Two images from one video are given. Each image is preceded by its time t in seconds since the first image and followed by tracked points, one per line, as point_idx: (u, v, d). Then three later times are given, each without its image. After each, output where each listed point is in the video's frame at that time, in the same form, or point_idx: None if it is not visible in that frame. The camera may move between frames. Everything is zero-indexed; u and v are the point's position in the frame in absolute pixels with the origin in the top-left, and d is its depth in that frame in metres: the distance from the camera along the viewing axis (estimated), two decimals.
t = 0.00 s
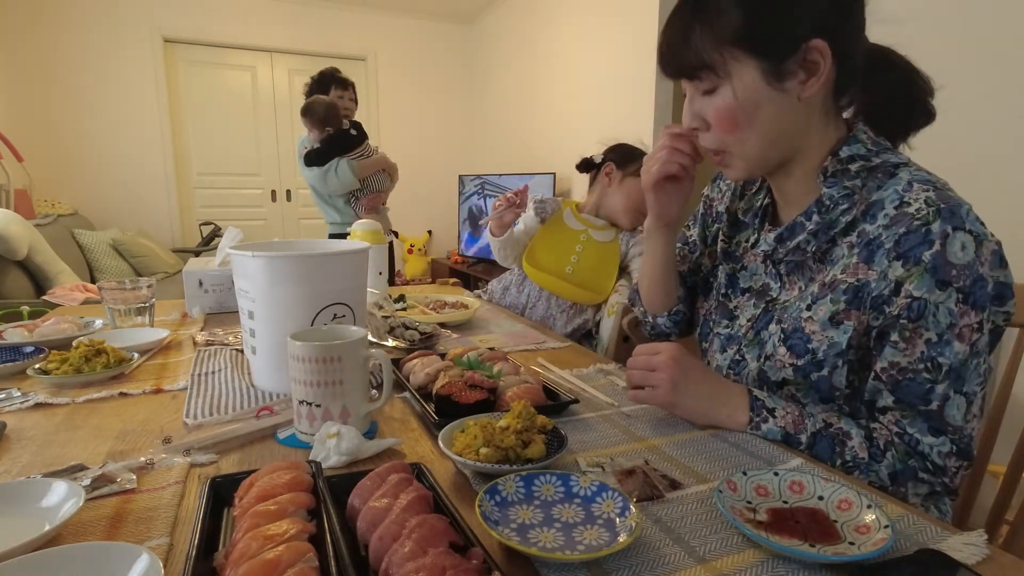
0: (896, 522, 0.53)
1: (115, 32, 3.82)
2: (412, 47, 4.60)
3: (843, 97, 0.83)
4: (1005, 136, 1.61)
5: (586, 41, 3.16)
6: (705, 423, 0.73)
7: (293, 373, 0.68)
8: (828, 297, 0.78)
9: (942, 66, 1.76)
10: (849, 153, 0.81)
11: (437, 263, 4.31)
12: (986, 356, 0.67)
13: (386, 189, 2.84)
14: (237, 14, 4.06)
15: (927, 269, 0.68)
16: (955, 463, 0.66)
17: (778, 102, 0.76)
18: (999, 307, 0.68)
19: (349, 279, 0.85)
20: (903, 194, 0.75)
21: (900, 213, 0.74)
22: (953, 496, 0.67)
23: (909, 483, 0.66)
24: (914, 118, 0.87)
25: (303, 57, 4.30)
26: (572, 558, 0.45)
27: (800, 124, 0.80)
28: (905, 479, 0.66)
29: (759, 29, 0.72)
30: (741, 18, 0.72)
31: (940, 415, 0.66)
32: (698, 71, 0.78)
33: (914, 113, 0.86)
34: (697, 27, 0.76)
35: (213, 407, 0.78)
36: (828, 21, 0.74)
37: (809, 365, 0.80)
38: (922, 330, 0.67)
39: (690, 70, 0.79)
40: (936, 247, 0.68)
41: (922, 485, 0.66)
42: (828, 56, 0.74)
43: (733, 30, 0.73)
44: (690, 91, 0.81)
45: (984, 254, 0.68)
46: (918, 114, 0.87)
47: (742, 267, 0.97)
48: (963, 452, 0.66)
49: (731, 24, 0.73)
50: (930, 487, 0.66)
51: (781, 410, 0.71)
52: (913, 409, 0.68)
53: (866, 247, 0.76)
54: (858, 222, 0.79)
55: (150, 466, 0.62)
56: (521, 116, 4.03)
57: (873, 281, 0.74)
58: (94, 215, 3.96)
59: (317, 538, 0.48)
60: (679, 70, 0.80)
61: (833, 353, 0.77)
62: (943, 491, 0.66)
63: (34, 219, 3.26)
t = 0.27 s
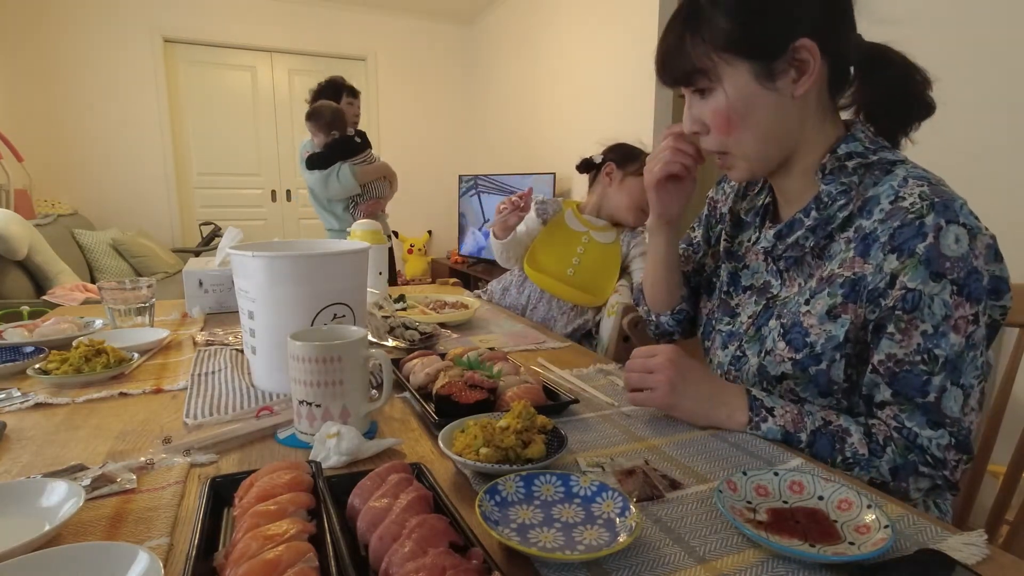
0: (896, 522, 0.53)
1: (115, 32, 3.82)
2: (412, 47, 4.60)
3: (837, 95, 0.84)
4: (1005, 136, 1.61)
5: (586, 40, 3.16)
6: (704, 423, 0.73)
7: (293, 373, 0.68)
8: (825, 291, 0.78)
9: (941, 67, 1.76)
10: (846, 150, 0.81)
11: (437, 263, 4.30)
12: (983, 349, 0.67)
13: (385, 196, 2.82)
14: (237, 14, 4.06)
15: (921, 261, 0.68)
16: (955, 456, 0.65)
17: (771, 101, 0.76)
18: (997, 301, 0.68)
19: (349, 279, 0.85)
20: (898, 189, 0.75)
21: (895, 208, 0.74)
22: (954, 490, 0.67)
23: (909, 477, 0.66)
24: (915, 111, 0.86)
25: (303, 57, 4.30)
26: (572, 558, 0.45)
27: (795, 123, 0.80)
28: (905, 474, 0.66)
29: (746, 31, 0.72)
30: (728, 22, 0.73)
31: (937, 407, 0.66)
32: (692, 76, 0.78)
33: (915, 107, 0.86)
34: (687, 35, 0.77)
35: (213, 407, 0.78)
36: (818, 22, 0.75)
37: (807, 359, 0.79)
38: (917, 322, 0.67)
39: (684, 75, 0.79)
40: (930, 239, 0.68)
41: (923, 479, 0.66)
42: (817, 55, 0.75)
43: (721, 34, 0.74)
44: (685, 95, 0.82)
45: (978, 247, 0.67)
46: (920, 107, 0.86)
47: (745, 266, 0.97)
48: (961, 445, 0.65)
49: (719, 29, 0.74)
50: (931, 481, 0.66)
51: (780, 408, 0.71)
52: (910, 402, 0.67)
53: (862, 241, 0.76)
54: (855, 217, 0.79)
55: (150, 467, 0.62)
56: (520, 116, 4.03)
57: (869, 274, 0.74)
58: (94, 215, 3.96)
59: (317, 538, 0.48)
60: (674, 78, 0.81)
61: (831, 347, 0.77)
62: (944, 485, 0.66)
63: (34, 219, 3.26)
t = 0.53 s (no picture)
0: (896, 522, 0.53)
1: (115, 33, 3.82)
2: (412, 47, 4.60)
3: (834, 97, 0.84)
4: (1004, 136, 1.61)
5: (587, 40, 3.16)
6: (705, 423, 0.73)
7: (294, 373, 0.68)
8: (824, 287, 0.79)
9: (941, 66, 1.76)
10: (844, 149, 0.81)
11: (437, 263, 4.30)
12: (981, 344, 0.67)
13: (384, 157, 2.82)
14: (237, 14, 4.06)
15: (916, 256, 0.68)
16: (954, 451, 0.65)
17: (767, 102, 0.76)
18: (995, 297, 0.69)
19: (349, 279, 0.85)
20: (894, 186, 0.76)
21: (892, 204, 0.74)
22: (955, 486, 0.66)
23: (910, 474, 0.66)
24: (913, 109, 0.86)
25: (303, 57, 4.30)
26: (572, 558, 0.45)
27: (791, 122, 0.80)
28: (906, 470, 0.65)
29: (740, 34, 0.73)
30: (721, 27, 0.73)
31: (935, 402, 0.66)
32: (689, 81, 0.79)
33: (912, 105, 0.86)
34: (682, 42, 0.78)
35: (213, 407, 0.78)
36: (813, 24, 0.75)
37: (807, 356, 0.79)
38: (914, 316, 0.67)
39: (680, 81, 0.80)
40: (925, 234, 0.68)
41: (923, 475, 0.65)
42: (808, 55, 0.74)
43: (715, 39, 0.74)
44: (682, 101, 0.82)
45: (973, 243, 0.67)
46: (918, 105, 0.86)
47: (745, 265, 0.97)
48: (961, 440, 0.65)
49: (713, 34, 0.74)
50: (931, 476, 0.65)
51: (780, 407, 0.71)
52: (909, 397, 0.67)
53: (860, 238, 0.76)
54: (853, 215, 0.79)
55: (149, 467, 0.62)
56: (520, 116, 4.03)
57: (867, 270, 0.74)
58: (94, 215, 3.96)
59: (317, 538, 0.48)
60: (672, 85, 0.82)
61: (830, 343, 0.77)
62: (943, 480, 0.65)
63: (34, 219, 3.26)
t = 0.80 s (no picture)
0: (896, 522, 0.53)
1: (115, 33, 3.82)
2: (412, 47, 4.60)
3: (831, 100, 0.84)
4: (1004, 136, 1.61)
5: (587, 40, 3.16)
6: (705, 423, 0.73)
7: (294, 373, 0.68)
8: (821, 286, 0.79)
9: (941, 66, 1.76)
10: (841, 149, 0.81)
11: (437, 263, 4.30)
12: (978, 341, 0.67)
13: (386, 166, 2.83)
14: (237, 14, 4.06)
15: (912, 253, 0.68)
16: (953, 448, 0.65)
17: (767, 101, 0.76)
18: (992, 294, 0.69)
19: (349, 279, 0.85)
20: (891, 185, 0.76)
21: (888, 203, 0.74)
22: (954, 483, 0.66)
23: (909, 471, 0.66)
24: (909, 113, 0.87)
25: (303, 57, 4.29)
26: (572, 558, 0.45)
27: (790, 121, 0.80)
28: (905, 467, 0.65)
29: (742, 33, 0.73)
30: (722, 27, 0.73)
31: (933, 399, 0.66)
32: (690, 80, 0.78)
33: (907, 108, 0.86)
34: (683, 42, 0.78)
35: (214, 407, 0.78)
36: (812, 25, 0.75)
37: (805, 354, 0.79)
38: (911, 314, 0.67)
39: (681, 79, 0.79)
40: (921, 232, 0.68)
41: (923, 472, 0.65)
42: (809, 55, 0.75)
43: (716, 39, 0.74)
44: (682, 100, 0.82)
45: (970, 240, 0.67)
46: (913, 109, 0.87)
47: (744, 266, 0.97)
48: (959, 437, 0.65)
49: (713, 33, 0.74)
50: (930, 474, 0.65)
51: (779, 407, 0.71)
52: (907, 395, 0.67)
53: (857, 236, 0.76)
54: (850, 214, 0.79)
55: (149, 467, 0.62)
56: (520, 116, 4.03)
57: (863, 268, 0.74)
58: (94, 215, 3.96)
59: (317, 538, 0.48)
60: (672, 84, 0.81)
61: (828, 341, 0.77)
62: (943, 477, 0.65)
63: (34, 219, 3.26)
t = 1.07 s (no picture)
0: (897, 522, 0.53)
1: (115, 33, 3.82)
2: (412, 47, 4.60)
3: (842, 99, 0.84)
4: (1004, 136, 1.61)
5: (587, 40, 3.16)
6: (705, 423, 0.73)
7: (294, 372, 0.68)
8: (824, 287, 0.78)
9: (942, 65, 1.76)
10: (846, 150, 0.81)
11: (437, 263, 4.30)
12: (982, 344, 0.67)
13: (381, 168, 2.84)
14: (237, 14, 4.06)
15: (917, 256, 0.68)
16: (953, 451, 0.65)
17: (780, 101, 0.76)
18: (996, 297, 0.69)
19: (349, 279, 0.85)
20: (896, 187, 0.76)
21: (894, 205, 0.74)
22: (954, 486, 0.67)
23: (909, 473, 0.66)
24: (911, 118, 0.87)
25: (303, 56, 4.29)
26: (572, 558, 0.45)
27: (800, 119, 0.80)
28: (906, 469, 0.66)
29: (760, 26, 0.73)
30: (740, 20, 0.73)
31: (935, 401, 0.66)
32: (702, 73, 0.78)
33: (911, 115, 0.87)
34: (697, 33, 0.77)
35: (213, 407, 0.78)
36: (825, 23, 0.75)
37: (808, 356, 0.79)
38: (914, 316, 0.67)
39: (693, 72, 0.79)
40: (927, 235, 0.68)
41: (923, 475, 0.66)
42: (825, 55, 0.75)
43: (732, 31, 0.74)
44: (693, 91, 0.82)
45: (975, 243, 0.67)
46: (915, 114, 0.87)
47: (747, 267, 0.96)
48: (961, 440, 0.65)
49: (730, 25, 0.74)
50: (931, 476, 0.66)
51: (780, 407, 0.71)
52: (909, 397, 0.67)
53: (861, 238, 0.76)
54: (854, 215, 0.79)
55: (150, 466, 0.62)
56: (520, 116, 4.03)
57: (868, 270, 0.74)
58: (94, 215, 3.96)
59: (318, 538, 0.48)
60: (682, 74, 0.81)
61: (831, 343, 0.77)
62: (943, 480, 0.66)
63: (34, 219, 3.26)
